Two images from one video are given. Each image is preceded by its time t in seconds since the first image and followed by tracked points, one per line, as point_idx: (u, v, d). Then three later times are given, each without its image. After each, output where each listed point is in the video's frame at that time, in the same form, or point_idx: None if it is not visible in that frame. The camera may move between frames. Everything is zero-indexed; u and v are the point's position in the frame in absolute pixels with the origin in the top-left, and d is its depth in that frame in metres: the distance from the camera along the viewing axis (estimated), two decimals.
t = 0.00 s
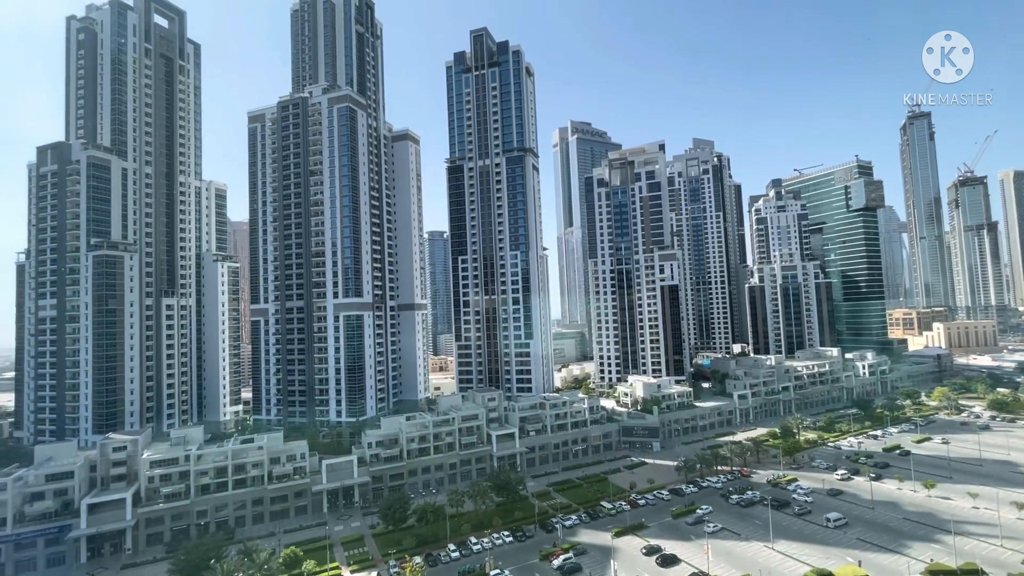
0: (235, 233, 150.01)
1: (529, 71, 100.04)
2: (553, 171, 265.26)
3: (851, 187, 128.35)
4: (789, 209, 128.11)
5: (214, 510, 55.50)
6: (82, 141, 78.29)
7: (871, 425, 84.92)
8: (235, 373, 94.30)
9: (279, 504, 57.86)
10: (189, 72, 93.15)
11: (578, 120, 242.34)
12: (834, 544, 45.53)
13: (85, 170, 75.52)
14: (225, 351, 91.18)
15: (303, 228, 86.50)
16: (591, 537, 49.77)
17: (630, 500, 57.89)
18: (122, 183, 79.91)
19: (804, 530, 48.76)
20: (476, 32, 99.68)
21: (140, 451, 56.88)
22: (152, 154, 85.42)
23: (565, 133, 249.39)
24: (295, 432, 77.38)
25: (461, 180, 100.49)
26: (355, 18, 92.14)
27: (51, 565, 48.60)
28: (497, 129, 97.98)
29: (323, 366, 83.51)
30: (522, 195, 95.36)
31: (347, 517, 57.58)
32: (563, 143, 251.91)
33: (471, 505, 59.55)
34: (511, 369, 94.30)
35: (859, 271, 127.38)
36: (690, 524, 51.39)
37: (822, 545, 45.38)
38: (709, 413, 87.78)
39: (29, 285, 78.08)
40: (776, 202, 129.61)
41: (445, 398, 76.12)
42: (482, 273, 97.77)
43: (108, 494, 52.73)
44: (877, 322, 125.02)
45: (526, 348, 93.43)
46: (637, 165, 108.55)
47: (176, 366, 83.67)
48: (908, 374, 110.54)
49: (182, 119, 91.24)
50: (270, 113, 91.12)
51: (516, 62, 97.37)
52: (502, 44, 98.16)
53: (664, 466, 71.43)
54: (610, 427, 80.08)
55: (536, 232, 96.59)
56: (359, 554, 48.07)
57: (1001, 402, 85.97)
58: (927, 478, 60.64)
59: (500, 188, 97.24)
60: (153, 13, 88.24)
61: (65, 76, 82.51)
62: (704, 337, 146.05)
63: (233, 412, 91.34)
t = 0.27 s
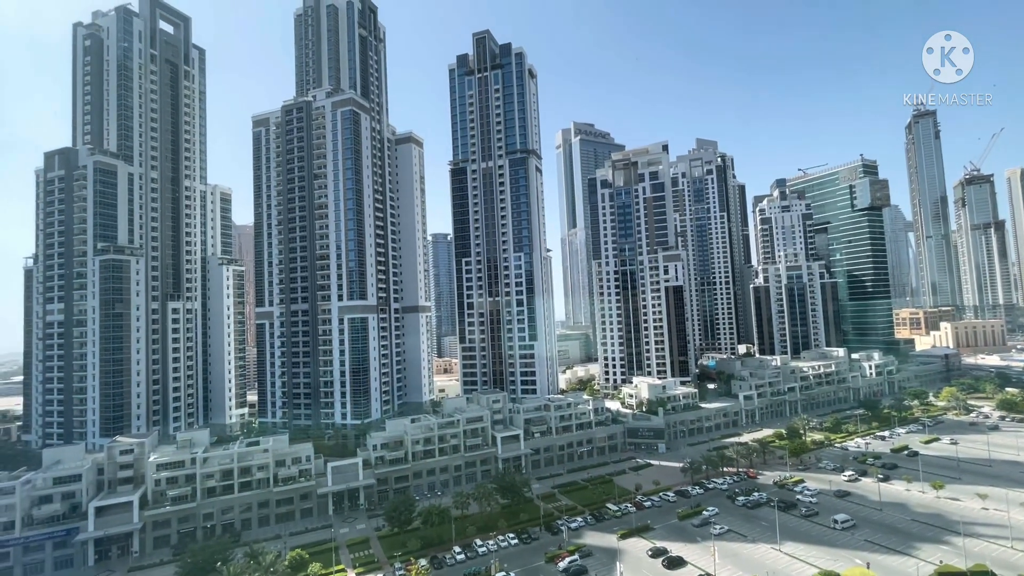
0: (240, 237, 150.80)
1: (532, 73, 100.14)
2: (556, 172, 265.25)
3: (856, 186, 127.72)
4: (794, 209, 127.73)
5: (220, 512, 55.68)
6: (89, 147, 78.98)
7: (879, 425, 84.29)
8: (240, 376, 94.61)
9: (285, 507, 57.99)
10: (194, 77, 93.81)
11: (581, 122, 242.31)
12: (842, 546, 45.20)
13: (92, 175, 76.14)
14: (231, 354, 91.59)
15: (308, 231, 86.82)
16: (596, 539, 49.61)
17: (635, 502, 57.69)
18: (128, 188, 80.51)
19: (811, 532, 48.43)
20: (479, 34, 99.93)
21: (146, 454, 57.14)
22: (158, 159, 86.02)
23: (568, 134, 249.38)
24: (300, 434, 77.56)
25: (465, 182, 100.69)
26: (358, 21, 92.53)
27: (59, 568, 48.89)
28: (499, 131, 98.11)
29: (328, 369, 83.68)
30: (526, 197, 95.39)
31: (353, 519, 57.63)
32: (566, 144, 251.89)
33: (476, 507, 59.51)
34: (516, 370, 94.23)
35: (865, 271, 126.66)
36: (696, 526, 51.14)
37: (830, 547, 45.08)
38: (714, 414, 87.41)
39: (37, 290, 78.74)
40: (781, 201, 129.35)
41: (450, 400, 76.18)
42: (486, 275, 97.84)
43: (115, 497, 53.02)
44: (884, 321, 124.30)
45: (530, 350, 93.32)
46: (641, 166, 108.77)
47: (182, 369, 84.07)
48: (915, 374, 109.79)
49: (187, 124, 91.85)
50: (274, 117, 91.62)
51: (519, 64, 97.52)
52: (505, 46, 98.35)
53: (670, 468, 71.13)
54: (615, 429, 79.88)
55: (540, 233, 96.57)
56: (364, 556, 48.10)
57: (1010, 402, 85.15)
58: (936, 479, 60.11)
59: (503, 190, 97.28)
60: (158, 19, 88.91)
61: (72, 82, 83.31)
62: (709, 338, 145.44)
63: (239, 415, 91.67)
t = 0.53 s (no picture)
0: (246, 242, 151.75)
1: (535, 77, 100.43)
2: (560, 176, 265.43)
3: (862, 187, 127.07)
4: (799, 210, 127.26)
5: (227, 517, 55.78)
6: (97, 154, 79.77)
7: (887, 428, 83.56)
8: (246, 381, 94.95)
9: (290, 511, 58.01)
10: (200, 84, 94.59)
11: (584, 125, 242.50)
12: (851, 550, 44.75)
13: (100, 182, 76.89)
14: (237, 359, 91.98)
15: (313, 236, 87.22)
16: (602, 543, 49.36)
17: (642, 506, 57.39)
18: (135, 194, 81.17)
19: (819, 536, 47.99)
20: (482, 39, 100.35)
21: (153, 459, 57.43)
22: (164, 165, 86.70)
23: (572, 138, 249.64)
24: (306, 439, 77.70)
25: (469, 186, 100.97)
26: (361, 27, 93.06)
27: (66, 572, 49.11)
28: (503, 134, 98.33)
29: (333, 373, 83.89)
30: (529, 200, 95.51)
31: (358, 523, 57.60)
32: (570, 148, 252.14)
33: (481, 511, 59.38)
34: (520, 374, 94.12)
35: (871, 272, 125.86)
36: (703, 529, 50.80)
37: (839, 551, 44.65)
38: (720, 417, 86.92)
39: (45, 295, 79.43)
40: (785, 203, 129.04)
41: (454, 404, 76.23)
42: (490, 278, 97.95)
43: (123, 501, 53.25)
44: (891, 323, 123.44)
45: (535, 353, 93.21)
46: (645, 169, 108.68)
47: (188, 373, 84.48)
48: (923, 376, 108.90)
49: (193, 130, 92.55)
50: (279, 122, 92.24)
51: (522, 68, 97.87)
52: (508, 51, 98.73)
53: (676, 471, 70.74)
54: (621, 432, 79.58)
55: (544, 236, 96.58)
56: (370, 560, 48.07)
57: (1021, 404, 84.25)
58: (946, 482, 59.52)
59: (507, 194, 97.44)
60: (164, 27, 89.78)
61: (80, 90, 84.22)
62: (714, 340, 144.74)
63: (244, 419, 91.96)
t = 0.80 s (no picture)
0: (250, 246, 152.35)
1: (537, 81, 100.76)
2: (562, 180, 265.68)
3: (865, 190, 126.59)
4: (802, 213, 126.89)
5: (230, 521, 55.81)
6: (102, 159, 80.34)
7: (892, 432, 82.99)
8: (249, 384, 95.13)
9: (293, 515, 57.98)
10: (204, 89, 95.17)
11: (586, 129, 242.76)
12: (857, 555, 44.41)
13: (105, 187, 77.41)
14: (240, 363, 92.17)
15: (316, 240, 87.48)
16: (606, 548, 49.11)
17: (645, 510, 57.12)
18: (140, 199, 81.65)
19: (825, 541, 47.65)
20: (484, 43, 100.73)
21: (156, 463, 57.53)
22: (169, 170, 87.21)
23: (574, 141, 249.91)
24: (309, 443, 77.73)
25: (471, 189, 101.20)
26: (364, 33, 93.52)
27: None
28: (505, 138, 98.53)
29: (336, 377, 84.00)
30: (532, 204, 95.62)
31: (361, 528, 57.51)
32: (572, 151, 252.45)
33: (484, 515, 59.22)
34: (523, 378, 94.02)
35: (875, 276, 125.32)
36: (707, 534, 50.51)
37: (844, 557, 44.29)
38: (724, 421, 86.54)
39: (50, 300, 79.88)
40: (789, 207, 128.64)
41: (457, 408, 76.11)
42: (493, 282, 98.02)
43: (126, 505, 53.34)
44: (895, 326, 123.01)
45: (537, 357, 93.08)
46: (647, 172, 108.30)
47: (192, 377, 84.70)
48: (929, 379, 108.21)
49: (197, 135, 93.08)
50: (283, 127, 92.76)
51: (524, 72, 98.20)
52: (510, 55, 99.09)
53: (680, 476, 70.39)
54: (624, 436, 79.28)
55: (546, 240, 96.64)
56: (372, 565, 47.95)
57: None
58: (952, 486, 59.05)
59: (509, 198, 97.65)
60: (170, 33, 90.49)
61: (86, 96, 84.96)
62: (718, 344, 144.33)
63: (247, 423, 92.09)
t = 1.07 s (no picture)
0: (252, 251, 152.74)
1: (539, 87, 101.20)
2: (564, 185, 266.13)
3: (867, 196, 126.53)
4: (804, 219, 126.83)
5: (230, 526, 55.68)
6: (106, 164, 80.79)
7: (896, 438, 82.49)
8: (250, 389, 95.12)
9: (294, 521, 57.80)
10: (208, 95, 95.74)
11: (588, 134, 243.40)
12: (861, 563, 44.02)
13: (109, 192, 77.81)
14: (241, 368, 92.16)
15: (318, 245, 87.71)
16: (608, 555, 48.76)
17: (647, 516, 56.77)
18: (143, 204, 82.02)
19: (828, 548, 47.28)
20: (486, 50, 101.26)
21: (157, 468, 57.45)
22: (172, 175, 87.65)
23: (575, 147, 250.54)
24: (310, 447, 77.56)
25: (473, 195, 101.51)
26: (367, 39, 94.07)
27: None
28: (507, 143, 98.80)
29: (337, 382, 83.97)
30: (533, 209, 95.78)
31: (362, 533, 57.26)
32: (574, 157, 252.88)
33: (485, 521, 58.94)
34: (525, 382, 93.86)
35: (878, 281, 124.99)
36: (710, 541, 50.15)
37: (848, 564, 43.91)
38: (727, 426, 86.20)
39: (53, 305, 80.09)
40: (790, 212, 128.76)
41: (459, 413, 76.00)
42: (494, 287, 98.06)
43: (127, 510, 53.23)
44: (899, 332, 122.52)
45: (539, 362, 92.94)
46: (648, 177, 108.32)
47: (193, 382, 84.73)
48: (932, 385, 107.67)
49: (201, 140, 93.53)
50: (286, 133, 93.30)
51: (526, 78, 98.54)
52: (512, 61, 99.53)
53: (682, 481, 70.02)
54: (626, 442, 78.98)
55: (548, 245, 96.71)
56: (373, 571, 47.71)
57: None
58: (957, 493, 58.59)
59: (511, 203, 97.89)
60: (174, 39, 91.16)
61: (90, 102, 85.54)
62: (720, 349, 143.97)
63: (248, 428, 92.00)
